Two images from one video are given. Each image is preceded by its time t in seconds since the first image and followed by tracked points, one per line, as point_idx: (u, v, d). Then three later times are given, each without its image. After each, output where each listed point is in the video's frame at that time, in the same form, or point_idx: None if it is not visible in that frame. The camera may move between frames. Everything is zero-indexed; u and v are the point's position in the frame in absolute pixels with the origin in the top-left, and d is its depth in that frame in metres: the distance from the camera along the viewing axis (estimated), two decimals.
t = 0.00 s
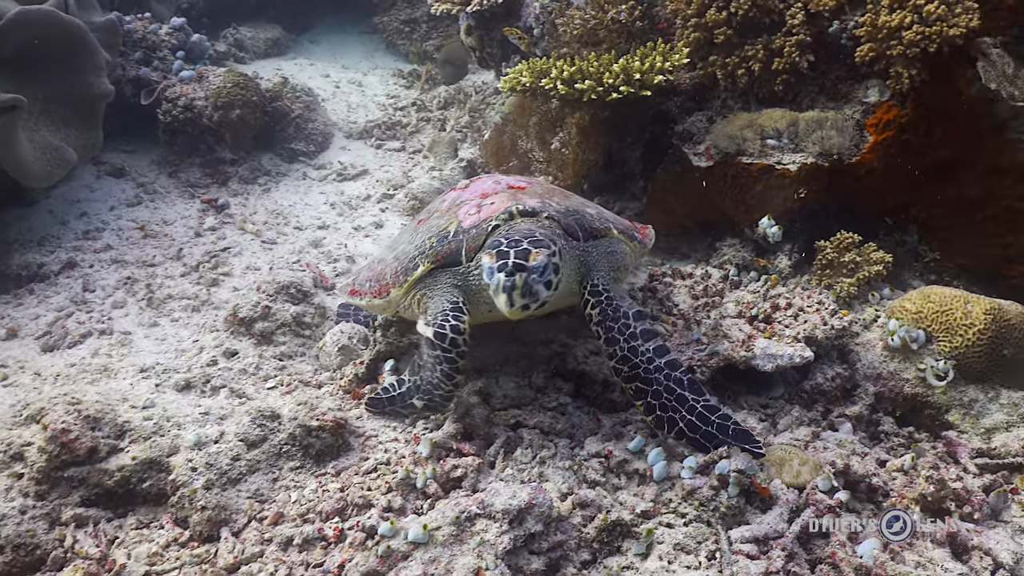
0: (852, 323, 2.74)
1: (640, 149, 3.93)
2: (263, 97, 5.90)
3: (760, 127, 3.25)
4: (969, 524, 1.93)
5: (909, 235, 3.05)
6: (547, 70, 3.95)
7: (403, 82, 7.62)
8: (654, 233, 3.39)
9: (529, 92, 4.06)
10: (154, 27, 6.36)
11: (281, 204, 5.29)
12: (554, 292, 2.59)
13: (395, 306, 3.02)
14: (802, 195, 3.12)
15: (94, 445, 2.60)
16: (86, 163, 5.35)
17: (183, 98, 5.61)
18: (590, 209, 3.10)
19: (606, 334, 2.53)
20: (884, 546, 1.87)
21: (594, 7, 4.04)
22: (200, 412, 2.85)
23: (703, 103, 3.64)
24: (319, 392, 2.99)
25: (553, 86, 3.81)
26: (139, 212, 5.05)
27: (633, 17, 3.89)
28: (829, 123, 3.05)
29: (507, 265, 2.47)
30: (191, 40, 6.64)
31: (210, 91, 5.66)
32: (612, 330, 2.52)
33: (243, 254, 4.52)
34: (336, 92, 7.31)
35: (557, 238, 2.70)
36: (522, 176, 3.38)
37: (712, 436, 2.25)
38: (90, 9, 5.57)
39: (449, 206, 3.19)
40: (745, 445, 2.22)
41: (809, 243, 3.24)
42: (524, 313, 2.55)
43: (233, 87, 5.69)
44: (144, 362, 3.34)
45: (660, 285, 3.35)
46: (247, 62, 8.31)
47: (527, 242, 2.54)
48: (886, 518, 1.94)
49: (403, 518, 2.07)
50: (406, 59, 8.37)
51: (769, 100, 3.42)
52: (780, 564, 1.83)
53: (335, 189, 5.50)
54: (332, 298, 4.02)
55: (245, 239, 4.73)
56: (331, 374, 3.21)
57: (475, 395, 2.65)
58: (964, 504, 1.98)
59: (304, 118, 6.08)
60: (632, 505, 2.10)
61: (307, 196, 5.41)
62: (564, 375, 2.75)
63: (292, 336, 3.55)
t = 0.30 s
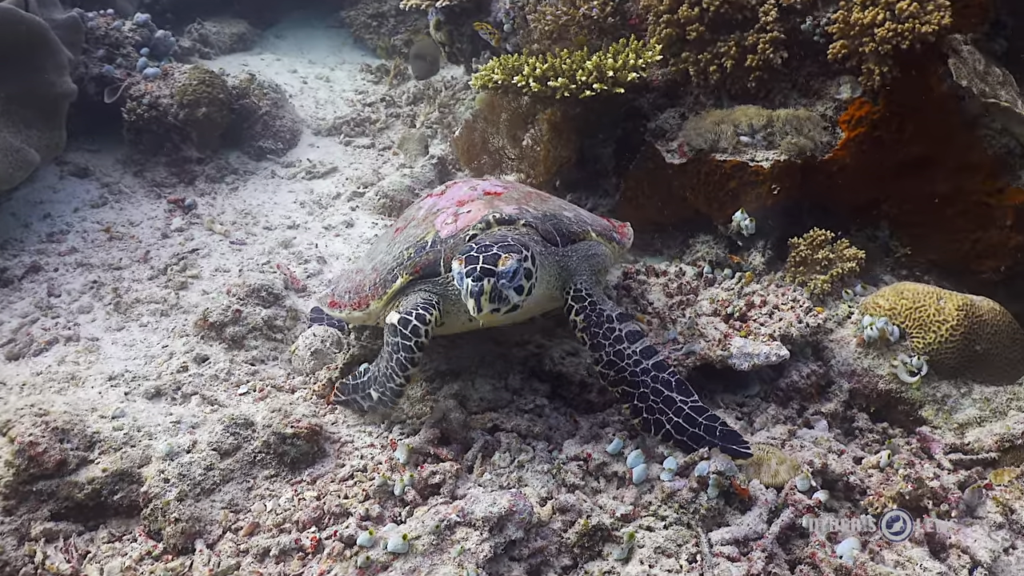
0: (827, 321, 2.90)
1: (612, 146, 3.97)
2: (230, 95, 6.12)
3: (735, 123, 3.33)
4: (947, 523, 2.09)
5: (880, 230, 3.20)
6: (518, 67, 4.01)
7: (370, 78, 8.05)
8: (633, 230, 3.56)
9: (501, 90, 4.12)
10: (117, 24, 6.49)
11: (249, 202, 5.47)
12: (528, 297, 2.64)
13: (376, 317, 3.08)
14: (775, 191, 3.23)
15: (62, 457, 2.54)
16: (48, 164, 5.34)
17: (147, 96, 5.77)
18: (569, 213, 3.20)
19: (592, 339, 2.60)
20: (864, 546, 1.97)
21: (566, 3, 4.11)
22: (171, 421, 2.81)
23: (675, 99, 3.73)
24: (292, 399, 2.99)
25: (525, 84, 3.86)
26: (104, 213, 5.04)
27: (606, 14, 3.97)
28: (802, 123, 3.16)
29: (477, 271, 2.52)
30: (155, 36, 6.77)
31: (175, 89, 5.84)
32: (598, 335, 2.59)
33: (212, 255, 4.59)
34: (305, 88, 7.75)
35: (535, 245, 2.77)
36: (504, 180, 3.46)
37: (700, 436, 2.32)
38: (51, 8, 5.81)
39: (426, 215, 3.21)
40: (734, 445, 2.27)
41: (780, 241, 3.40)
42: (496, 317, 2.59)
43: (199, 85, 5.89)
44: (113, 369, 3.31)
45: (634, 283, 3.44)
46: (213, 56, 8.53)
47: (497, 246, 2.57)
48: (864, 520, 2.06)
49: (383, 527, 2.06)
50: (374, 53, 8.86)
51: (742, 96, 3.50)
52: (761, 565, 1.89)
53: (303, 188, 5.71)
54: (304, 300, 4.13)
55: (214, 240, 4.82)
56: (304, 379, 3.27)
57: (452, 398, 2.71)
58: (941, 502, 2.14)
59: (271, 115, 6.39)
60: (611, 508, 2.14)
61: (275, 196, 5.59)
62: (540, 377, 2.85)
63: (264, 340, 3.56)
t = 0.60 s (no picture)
0: (811, 318, 3.14)
1: (592, 144, 4.22)
2: (203, 94, 6.47)
3: (719, 122, 3.51)
4: (935, 519, 2.31)
5: (860, 226, 3.51)
6: (498, 66, 4.21)
7: (345, 74, 8.63)
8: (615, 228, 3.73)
9: (480, 88, 4.29)
10: (86, 23, 6.85)
11: (225, 205, 5.63)
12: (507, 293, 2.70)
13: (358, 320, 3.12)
14: (757, 188, 3.45)
15: (43, 471, 2.49)
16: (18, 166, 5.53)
17: (120, 96, 6.09)
18: (551, 213, 3.33)
19: (579, 337, 2.72)
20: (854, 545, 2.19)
21: None
22: (153, 431, 2.78)
23: (655, 96, 3.97)
24: (276, 406, 3.05)
25: (507, 81, 4.03)
26: (75, 216, 5.22)
27: (585, 10, 4.17)
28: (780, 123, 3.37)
29: (449, 266, 2.57)
30: (127, 35, 7.15)
31: (147, 89, 6.17)
32: (588, 338, 2.70)
33: (188, 259, 4.68)
34: (279, 86, 8.23)
35: (515, 244, 2.87)
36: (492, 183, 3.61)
37: (692, 435, 2.45)
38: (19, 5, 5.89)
39: (407, 217, 3.33)
40: (724, 445, 2.42)
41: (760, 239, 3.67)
42: (469, 313, 2.62)
43: (173, 84, 6.25)
44: (92, 378, 3.29)
45: (617, 281, 3.68)
46: (183, 53, 9.33)
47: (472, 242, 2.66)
48: (853, 517, 2.32)
49: (371, 537, 2.16)
50: (349, 49, 9.53)
51: (723, 92, 3.71)
52: (751, 565, 2.08)
53: (280, 188, 5.95)
54: (284, 304, 4.15)
55: (191, 242, 4.94)
56: (287, 385, 3.28)
57: (439, 402, 2.85)
58: (929, 499, 2.36)
59: (246, 114, 6.76)
60: (603, 512, 2.27)
61: (252, 196, 5.81)
62: (527, 378, 3.00)
63: (245, 345, 3.58)
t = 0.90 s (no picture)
0: (798, 316, 3.34)
1: (576, 144, 4.27)
2: (180, 96, 6.42)
3: (705, 124, 3.57)
4: (927, 518, 2.50)
5: (843, 223, 3.57)
6: (481, 67, 4.20)
7: (323, 74, 8.56)
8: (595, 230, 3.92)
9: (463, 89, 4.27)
10: (58, 24, 6.75)
11: (205, 209, 5.58)
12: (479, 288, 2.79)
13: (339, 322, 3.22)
14: (743, 187, 3.51)
15: (29, 488, 2.45)
16: None
17: (96, 99, 6.01)
18: (531, 216, 3.50)
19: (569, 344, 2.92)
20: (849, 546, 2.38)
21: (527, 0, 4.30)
22: (141, 444, 2.77)
23: (638, 96, 4.01)
24: (265, 417, 3.07)
25: (491, 83, 4.05)
26: (53, 223, 5.13)
27: (567, 10, 4.17)
28: (763, 121, 3.44)
29: (416, 257, 2.66)
30: (100, 38, 7.03)
31: (123, 92, 6.09)
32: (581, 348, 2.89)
33: (170, 265, 4.63)
34: (256, 86, 8.13)
35: (490, 244, 2.99)
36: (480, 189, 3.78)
37: (683, 436, 2.65)
38: None
39: (388, 220, 3.50)
40: (714, 446, 2.61)
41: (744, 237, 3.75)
42: (435, 307, 2.68)
43: (150, 87, 6.18)
44: (75, 391, 3.24)
45: (604, 283, 3.82)
46: (158, 54, 9.23)
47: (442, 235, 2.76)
48: (846, 517, 2.52)
49: (367, 549, 2.28)
50: (326, 47, 9.50)
51: (706, 91, 3.75)
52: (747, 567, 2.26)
53: (260, 191, 5.92)
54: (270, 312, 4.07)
55: (172, 248, 4.88)
56: (275, 393, 3.30)
57: (430, 408, 2.97)
58: (921, 498, 2.54)
59: (223, 116, 6.71)
60: (599, 518, 2.45)
61: (232, 199, 5.77)
62: (516, 383, 3.18)
63: (231, 354, 3.56)
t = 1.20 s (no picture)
0: (786, 318, 3.35)
1: (562, 147, 4.30)
2: (160, 102, 6.45)
3: (691, 127, 3.62)
4: (920, 516, 2.59)
5: (827, 223, 3.64)
6: (466, 71, 4.25)
7: (302, 76, 8.56)
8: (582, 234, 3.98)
9: (448, 93, 4.39)
10: (35, 28, 6.79)
11: (187, 215, 5.57)
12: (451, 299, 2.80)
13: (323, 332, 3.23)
14: (728, 190, 3.59)
15: (20, 506, 2.47)
16: None
17: (74, 105, 6.12)
18: (515, 223, 3.55)
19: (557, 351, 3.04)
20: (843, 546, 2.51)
21: (509, 4, 4.32)
22: (134, 458, 2.78)
23: (624, 99, 4.03)
24: (256, 428, 3.07)
25: (477, 88, 4.13)
26: (32, 232, 5.15)
27: (550, 14, 4.18)
28: (749, 122, 3.47)
29: (381, 270, 2.72)
30: (77, 43, 7.12)
31: (102, 97, 6.16)
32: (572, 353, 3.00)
33: (154, 274, 4.64)
34: (235, 89, 8.10)
35: (465, 253, 3.01)
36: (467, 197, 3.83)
37: (685, 417, 2.83)
38: None
39: (371, 227, 3.60)
40: (717, 421, 2.80)
41: (729, 238, 3.80)
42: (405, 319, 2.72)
43: (130, 92, 6.25)
44: (63, 405, 3.24)
45: (592, 287, 3.82)
46: (136, 57, 9.27)
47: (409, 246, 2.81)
48: (838, 518, 2.65)
49: (369, 560, 2.37)
50: (304, 49, 9.50)
51: (690, 95, 3.78)
52: (744, 569, 2.39)
53: (242, 196, 5.91)
54: (258, 321, 4.08)
55: (155, 256, 4.89)
56: (264, 403, 3.35)
57: (423, 417, 3.00)
58: (912, 497, 2.63)
59: (204, 121, 6.67)
60: (596, 523, 2.56)
61: (214, 205, 5.76)
62: (509, 389, 3.23)
63: (219, 364, 3.58)
